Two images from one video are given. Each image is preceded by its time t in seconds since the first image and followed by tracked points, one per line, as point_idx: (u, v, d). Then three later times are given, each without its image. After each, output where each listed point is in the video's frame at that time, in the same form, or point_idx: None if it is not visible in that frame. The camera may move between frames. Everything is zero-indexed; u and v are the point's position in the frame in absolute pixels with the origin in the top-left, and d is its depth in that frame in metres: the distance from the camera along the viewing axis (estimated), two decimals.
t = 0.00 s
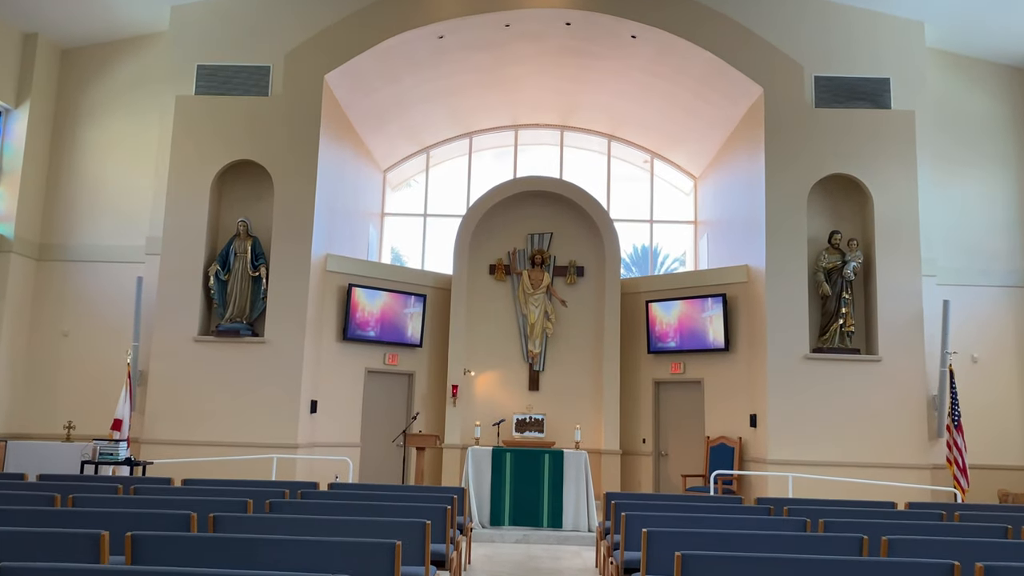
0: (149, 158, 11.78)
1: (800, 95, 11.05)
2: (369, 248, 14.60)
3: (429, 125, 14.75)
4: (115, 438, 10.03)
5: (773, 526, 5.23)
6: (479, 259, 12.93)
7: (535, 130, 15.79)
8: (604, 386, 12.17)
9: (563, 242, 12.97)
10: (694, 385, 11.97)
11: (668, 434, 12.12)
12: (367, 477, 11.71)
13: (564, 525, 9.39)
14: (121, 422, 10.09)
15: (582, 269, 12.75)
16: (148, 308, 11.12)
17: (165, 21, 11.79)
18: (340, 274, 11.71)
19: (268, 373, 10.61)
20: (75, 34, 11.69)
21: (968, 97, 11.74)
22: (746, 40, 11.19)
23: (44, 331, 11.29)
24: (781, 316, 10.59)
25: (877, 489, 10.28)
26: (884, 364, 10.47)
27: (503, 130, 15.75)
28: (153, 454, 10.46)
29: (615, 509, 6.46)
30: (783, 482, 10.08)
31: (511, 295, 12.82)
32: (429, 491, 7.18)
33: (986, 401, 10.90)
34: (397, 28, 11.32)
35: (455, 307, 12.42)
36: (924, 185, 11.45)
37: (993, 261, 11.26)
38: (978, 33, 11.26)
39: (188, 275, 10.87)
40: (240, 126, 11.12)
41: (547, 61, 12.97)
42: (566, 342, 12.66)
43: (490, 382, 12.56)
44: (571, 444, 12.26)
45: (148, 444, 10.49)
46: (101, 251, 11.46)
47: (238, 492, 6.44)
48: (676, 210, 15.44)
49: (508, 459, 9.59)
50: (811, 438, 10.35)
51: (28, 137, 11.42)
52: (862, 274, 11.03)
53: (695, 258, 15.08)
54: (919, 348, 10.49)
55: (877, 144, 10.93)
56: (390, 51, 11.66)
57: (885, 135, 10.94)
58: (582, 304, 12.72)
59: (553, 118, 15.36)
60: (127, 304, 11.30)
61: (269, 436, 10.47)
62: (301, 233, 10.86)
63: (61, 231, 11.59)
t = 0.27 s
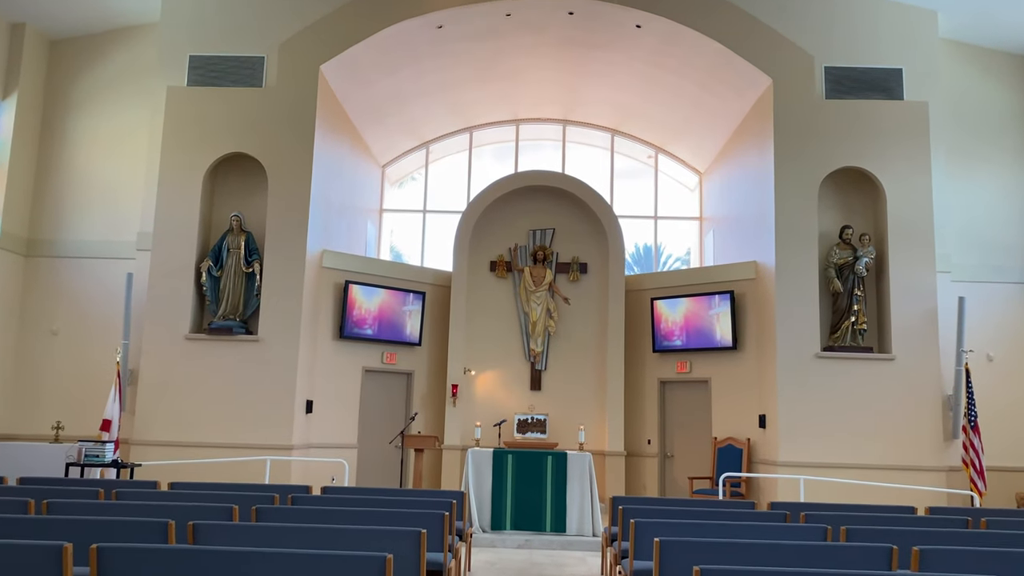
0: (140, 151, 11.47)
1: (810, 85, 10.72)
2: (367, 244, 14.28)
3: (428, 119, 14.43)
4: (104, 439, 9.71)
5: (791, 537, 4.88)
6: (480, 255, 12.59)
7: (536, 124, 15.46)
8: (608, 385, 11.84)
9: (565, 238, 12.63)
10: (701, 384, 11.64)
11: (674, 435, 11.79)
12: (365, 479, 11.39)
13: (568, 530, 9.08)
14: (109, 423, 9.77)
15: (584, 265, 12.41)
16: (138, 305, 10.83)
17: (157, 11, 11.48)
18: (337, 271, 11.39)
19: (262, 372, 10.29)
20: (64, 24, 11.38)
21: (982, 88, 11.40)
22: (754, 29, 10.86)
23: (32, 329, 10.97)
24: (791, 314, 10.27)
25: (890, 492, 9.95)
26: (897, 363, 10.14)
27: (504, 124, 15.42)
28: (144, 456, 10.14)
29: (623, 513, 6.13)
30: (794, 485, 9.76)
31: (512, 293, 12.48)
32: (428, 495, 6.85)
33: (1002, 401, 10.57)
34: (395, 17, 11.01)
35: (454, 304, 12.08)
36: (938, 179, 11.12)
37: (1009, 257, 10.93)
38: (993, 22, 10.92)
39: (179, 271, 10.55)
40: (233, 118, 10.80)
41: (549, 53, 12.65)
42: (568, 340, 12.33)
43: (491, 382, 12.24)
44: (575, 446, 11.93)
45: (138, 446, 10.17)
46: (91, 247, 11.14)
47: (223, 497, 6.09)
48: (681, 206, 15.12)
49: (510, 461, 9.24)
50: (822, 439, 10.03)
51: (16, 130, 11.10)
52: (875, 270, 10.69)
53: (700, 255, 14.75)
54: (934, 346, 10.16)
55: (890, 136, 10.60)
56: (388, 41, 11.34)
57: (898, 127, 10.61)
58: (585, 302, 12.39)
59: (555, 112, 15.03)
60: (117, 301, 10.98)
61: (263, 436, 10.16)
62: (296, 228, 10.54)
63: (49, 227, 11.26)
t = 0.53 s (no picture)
0: (130, 144, 11.14)
1: (821, 76, 10.41)
2: (365, 241, 13.96)
3: (427, 113, 14.11)
4: (92, 440, 9.39)
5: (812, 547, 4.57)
6: (480, 251, 12.26)
7: (538, 119, 15.13)
8: (612, 385, 11.53)
9: (568, 234, 12.31)
10: (707, 384, 11.33)
11: (680, 437, 11.47)
12: (362, 481, 11.07)
13: (572, 535, 8.78)
14: (97, 423, 9.45)
15: (588, 262, 12.10)
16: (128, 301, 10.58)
17: None
18: (333, 267, 11.07)
19: (255, 371, 9.97)
20: (53, 13, 11.05)
21: (998, 80, 11.08)
22: (763, 18, 10.55)
23: (19, 327, 10.64)
24: (801, 311, 9.96)
25: (904, 495, 9.64)
26: (911, 361, 9.83)
27: (505, 119, 15.10)
28: (133, 458, 9.82)
29: (632, 519, 5.81)
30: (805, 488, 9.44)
31: (513, 290, 12.16)
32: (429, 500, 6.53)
33: (1018, 401, 10.26)
34: (393, 6, 10.70)
35: (454, 302, 11.76)
36: (952, 173, 10.81)
37: None
38: (1009, 11, 10.61)
39: (170, 267, 10.22)
40: (226, 109, 10.48)
41: (551, 44, 12.35)
42: (571, 339, 12.01)
43: (491, 381, 11.92)
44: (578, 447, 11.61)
45: (127, 447, 9.85)
46: (79, 241, 10.81)
47: (210, 504, 5.75)
48: (685, 202, 14.80)
49: (511, 463, 8.92)
50: (833, 440, 9.73)
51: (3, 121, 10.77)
52: (887, 266, 10.39)
53: (705, 253, 14.43)
54: (949, 344, 9.84)
55: (903, 128, 10.29)
56: (386, 30, 11.03)
57: (911, 119, 10.30)
58: (588, 300, 12.07)
59: (557, 106, 14.72)
60: (106, 298, 10.66)
61: (256, 437, 9.83)
62: (291, 222, 10.21)
63: (37, 221, 10.92)
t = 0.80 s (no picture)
0: (120, 137, 10.82)
1: (832, 65, 10.09)
2: (363, 237, 13.64)
3: (426, 106, 13.79)
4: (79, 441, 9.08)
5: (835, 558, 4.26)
6: (481, 248, 11.95)
7: (539, 113, 14.82)
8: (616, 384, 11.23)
9: (571, 229, 11.98)
10: (714, 383, 11.03)
11: (686, 437, 11.16)
12: (359, 483, 10.76)
13: (576, 539, 8.48)
14: (85, 423, 9.14)
15: (591, 258, 11.78)
16: (118, 299, 10.23)
17: None
18: (329, 263, 10.75)
19: (248, 370, 9.66)
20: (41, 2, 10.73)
21: (1013, 70, 10.77)
22: (772, 7, 10.24)
23: (6, 325, 10.33)
24: (812, 308, 9.65)
25: (919, 498, 9.34)
26: (926, 360, 9.52)
27: (505, 113, 14.79)
28: (123, 459, 9.51)
29: (640, 525, 5.47)
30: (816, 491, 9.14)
31: (515, 287, 11.85)
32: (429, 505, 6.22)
33: None
34: None
35: (454, 299, 11.45)
36: (966, 166, 10.50)
37: None
38: None
39: (161, 262, 9.91)
40: (218, 99, 10.16)
41: (553, 34, 12.05)
42: (574, 337, 11.70)
43: (492, 381, 11.61)
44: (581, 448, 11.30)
45: (116, 448, 9.54)
46: (67, 237, 10.49)
47: (196, 510, 5.43)
48: (690, 198, 14.49)
49: (513, 464, 8.60)
50: (845, 441, 9.44)
51: None
52: (900, 262, 10.08)
53: (710, 249, 14.12)
54: (964, 342, 9.54)
55: (917, 120, 9.98)
56: (383, 19, 10.73)
57: (925, 110, 9.99)
58: (591, 297, 11.76)
59: (559, 99, 14.41)
60: (95, 295, 10.34)
61: (249, 438, 9.53)
62: (286, 216, 9.90)
63: (24, 216, 10.60)
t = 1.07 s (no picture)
0: (110, 129, 10.51)
1: (844, 53, 9.77)
2: (361, 232, 13.34)
3: (425, 98, 13.49)
4: (65, 442, 8.77)
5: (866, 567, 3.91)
6: (481, 243, 11.63)
7: (541, 106, 14.50)
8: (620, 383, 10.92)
9: (574, 224, 11.67)
10: (721, 382, 10.71)
11: (692, 438, 10.84)
12: (355, 485, 10.45)
13: (579, 544, 8.17)
14: (72, 423, 8.84)
15: (594, 253, 11.46)
16: (106, 295, 9.91)
17: None
18: (325, 258, 10.45)
19: (240, 368, 9.34)
20: None
21: None
22: None
23: None
24: (823, 304, 9.34)
25: (934, 501, 9.02)
26: (941, 358, 9.21)
27: (506, 106, 14.48)
28: (111, 460, 9.21)
29: (649, 531, 5.15)
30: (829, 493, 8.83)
31: (516, 283, 11.54)
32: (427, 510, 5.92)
33: None
34: None
35: (453, 295, 11.14)
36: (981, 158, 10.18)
37: None
38: None
39: (151, 257, 9.60)
40: (211, 89, 9.84)
41: (555, 23, 11.74)
42: (577, 335, 11.38)
43: (493, 380, 11.30)
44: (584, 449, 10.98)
45: (104, 449, 9.23)
46: (54, 231, 10.18)
47: (178, 517, 5.13)
48: (695, 192, 14.17)
49: (514, 466, 8.28)
50: (857, 442, 9.13)
51: None
52: (914, 257, 9.76)
53: (716, 245, 13.80)
54: (981, 339, 9.22)
55: (932, 110, 9.66)
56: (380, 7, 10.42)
57: (940, 99, 9.66)
58: (595, 293, 11.44)
59: (561, 92, 14.10)
60: (84, 291, 10.04)
61: (242, 439, 9.22)
62: (279, 209, 9.59)
63: (10, 210, 10.30)
